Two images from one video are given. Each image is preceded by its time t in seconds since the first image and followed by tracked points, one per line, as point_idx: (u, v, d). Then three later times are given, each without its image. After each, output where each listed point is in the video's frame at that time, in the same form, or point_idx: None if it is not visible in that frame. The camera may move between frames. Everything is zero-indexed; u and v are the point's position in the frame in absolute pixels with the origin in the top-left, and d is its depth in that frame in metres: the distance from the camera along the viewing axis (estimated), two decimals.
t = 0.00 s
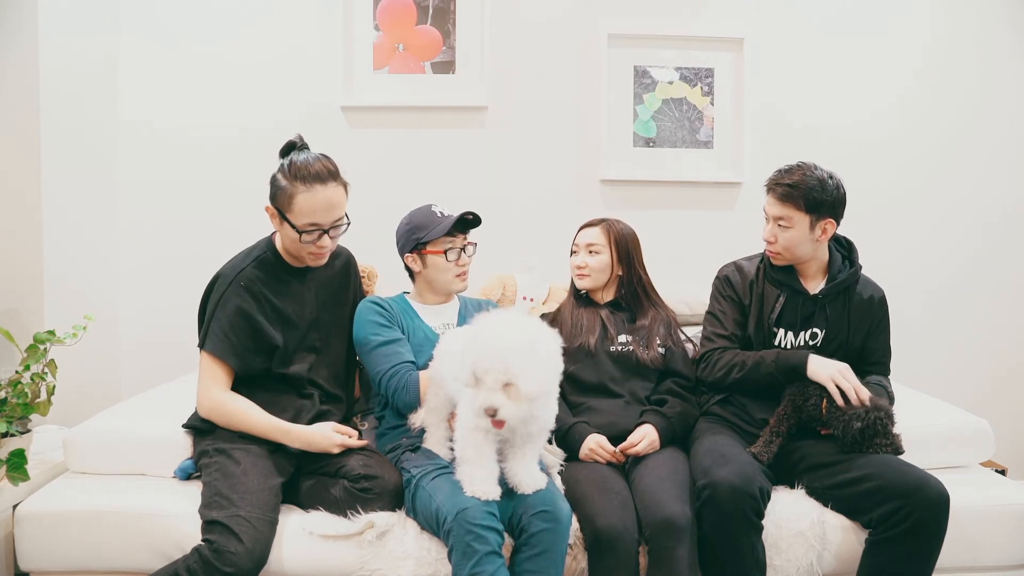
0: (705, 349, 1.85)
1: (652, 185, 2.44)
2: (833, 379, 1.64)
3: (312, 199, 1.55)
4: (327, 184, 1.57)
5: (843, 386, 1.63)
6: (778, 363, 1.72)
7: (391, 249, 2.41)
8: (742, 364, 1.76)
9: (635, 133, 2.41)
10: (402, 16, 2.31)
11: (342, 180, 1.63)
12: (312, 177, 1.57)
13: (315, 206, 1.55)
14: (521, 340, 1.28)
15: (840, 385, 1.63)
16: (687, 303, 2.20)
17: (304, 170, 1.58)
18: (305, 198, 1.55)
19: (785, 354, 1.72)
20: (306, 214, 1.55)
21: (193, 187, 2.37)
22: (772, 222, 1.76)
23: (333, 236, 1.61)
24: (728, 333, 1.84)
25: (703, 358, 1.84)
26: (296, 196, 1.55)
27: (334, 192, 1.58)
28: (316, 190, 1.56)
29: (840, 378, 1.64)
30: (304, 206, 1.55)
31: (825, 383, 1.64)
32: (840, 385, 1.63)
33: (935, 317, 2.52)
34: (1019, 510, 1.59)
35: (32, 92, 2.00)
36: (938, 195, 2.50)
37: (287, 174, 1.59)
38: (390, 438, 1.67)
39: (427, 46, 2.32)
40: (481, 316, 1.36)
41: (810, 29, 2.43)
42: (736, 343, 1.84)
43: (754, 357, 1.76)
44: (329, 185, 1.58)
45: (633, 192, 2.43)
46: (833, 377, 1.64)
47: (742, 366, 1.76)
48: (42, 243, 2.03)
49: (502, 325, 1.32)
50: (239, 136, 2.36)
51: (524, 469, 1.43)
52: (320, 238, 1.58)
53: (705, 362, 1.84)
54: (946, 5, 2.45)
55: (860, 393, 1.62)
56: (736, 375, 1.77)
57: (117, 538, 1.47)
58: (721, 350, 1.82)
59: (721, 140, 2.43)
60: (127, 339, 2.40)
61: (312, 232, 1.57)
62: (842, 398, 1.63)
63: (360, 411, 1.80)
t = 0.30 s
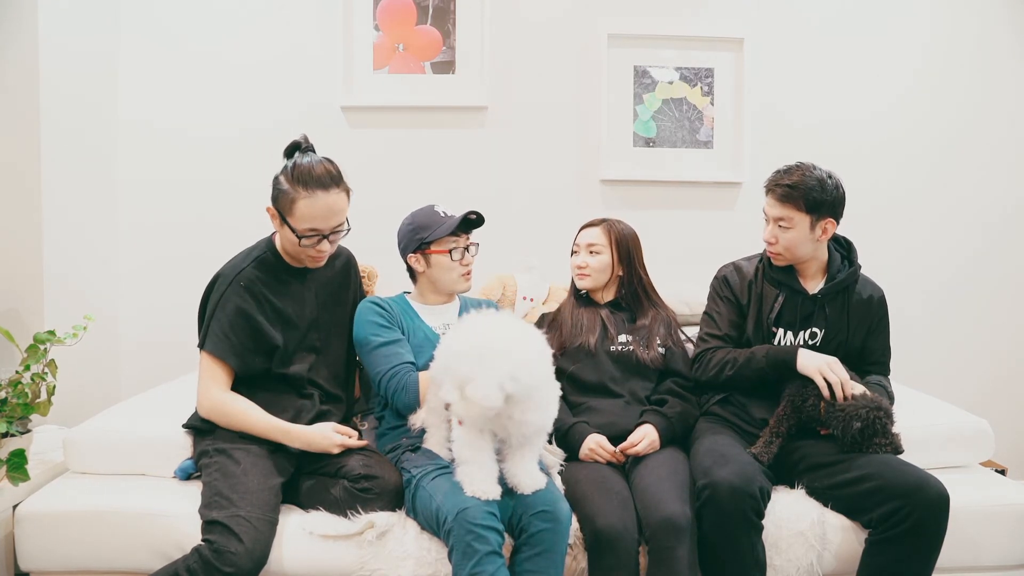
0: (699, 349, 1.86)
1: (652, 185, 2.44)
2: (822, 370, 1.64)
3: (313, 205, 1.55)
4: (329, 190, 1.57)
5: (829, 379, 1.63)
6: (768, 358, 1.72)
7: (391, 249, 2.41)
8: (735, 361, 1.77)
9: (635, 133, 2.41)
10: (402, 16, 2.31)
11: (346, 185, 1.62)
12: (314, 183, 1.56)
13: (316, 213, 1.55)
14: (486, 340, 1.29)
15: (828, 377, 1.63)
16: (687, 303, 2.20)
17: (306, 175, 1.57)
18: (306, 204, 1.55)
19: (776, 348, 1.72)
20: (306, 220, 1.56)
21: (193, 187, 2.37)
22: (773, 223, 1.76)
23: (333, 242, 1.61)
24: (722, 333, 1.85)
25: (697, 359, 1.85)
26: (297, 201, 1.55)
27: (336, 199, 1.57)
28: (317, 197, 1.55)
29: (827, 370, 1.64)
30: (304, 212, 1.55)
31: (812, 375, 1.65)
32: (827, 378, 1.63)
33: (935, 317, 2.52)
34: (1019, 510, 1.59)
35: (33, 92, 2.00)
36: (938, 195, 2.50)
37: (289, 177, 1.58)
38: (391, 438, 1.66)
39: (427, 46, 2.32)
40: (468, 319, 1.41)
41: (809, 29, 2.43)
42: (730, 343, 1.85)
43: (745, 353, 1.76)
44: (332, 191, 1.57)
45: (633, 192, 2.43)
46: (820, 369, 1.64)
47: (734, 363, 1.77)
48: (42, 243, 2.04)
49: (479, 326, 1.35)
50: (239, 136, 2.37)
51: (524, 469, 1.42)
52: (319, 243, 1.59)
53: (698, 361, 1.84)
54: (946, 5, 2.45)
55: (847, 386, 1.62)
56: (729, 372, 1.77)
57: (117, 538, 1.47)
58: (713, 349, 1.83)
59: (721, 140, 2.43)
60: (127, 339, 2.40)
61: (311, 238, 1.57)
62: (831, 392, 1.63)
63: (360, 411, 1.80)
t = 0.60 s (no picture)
0: (697, 349, 1.86)
1: (652, 185, 2.44)
2: (816, 366, 1.64)
3: (311, 212, 1.54)
4: (329, 199, 1.55)
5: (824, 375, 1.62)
6: (764, 355, 1.72)
7: (391, 249, 2.41)
8: (730, 360, 1.77)
9: (635, 133, 2.41)
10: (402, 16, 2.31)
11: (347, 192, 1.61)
12: (314, 189, 1.55)
13: (314, 220, 1.55)
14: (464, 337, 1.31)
15: (823, 372, 1.62)
16: (687, 303, 2.20)
17: (308, 181, 1.55)
18: (305, 210, 1.54)
19: (771, 346, 1.72)
20: (304, 227, 1.55)
21: (193, 187, 2.37)
22: (774, 225, 1.75)
23: (329, 248, 1.61)
24: (720, 333, 1.85)
25: (694, 359, 1.85)
26: (296, 207, 1.54)
27: (335, 207, 1.56)
28: (316, 204, 1.54)
29: (823, 365, 1.63)
30: (302, 218, 1.54)
31: (806, 371, 1.65)
32: (823, 373, 1.62)
33: (935, 317, 2.52)
34: (1019, 510, 1.59)
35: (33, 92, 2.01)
36: (938, 195, 2.50)
37: (290, 180, 1.56)
38: (390, 438, 1.66)
39: (427, 46, 2.32)
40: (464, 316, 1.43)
41: (810, 29, 2.43)
42: (727, 343, 1.85)
43: (741, 352, 1.76)
44: (331, 199, 1.56)
45: (633, 192, 2.44)
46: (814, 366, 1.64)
47: (730, 362, 1.77)
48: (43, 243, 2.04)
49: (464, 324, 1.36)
50: (239, 136, 2.36)
51: (524, 470, 1.43)
52: (315, 249, 1.58)
53: (695, 361, 1.85)
54: (946, 5, 2.45)
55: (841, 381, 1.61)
56: (725, 371, 1.77)
57: (117, 538, 1.47)
58: (710, 348, 1.83)
59: (721, 140, 2.43)
60: (127, 339, 2.40)
61: (307, 244, 1.57)
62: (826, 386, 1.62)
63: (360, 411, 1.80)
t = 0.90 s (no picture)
0: (704, 349, 1.86)
1: (652, 185, 2.44)
2: (828, 366, 1.63)
3: (315, 235, 1.54)
4: (333, 219, 1.54)
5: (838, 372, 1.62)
6: (773, 358, 1.71)
7: (391, 249, 2.41)
8: (738, 361, 1.76)
9: (635, 132, 2.41)
10: (402, 16, 2.31)
11: (353, 207, 1.59)
12: (319, 209, 1.52)
13: (316, 240, 1.55)
14: (459, 336, 1.32)
15: (836, 371, 1.61)
16: (687, 303, 2.20)
17: (312, 200, 1.52)
18: (308, 229, 1.54)
19: (780, 349, 1.71)
20: (306, 244, 1.56)
21: (193, 187, 2.37)
22: (774, 225, 1.75)
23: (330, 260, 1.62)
24: (727, 332, 1.85)
25: (702, 360, 1.85)
26: (300, 226, 1.54)
27: (339, 230, 1.55)
28: (320, 225, 1.53)
29: (834, 365, 1.63)
30: (305, 240, 1.54)
31: (820, 373, 1.63)
32: (837, 372, 1.61)
33: (935, 316, 2.52)
34: (1019, 511, 1.59)
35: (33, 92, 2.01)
36: (938, 195, 2.50)
37: (295, 195, 1.53)
38: (391, 438, 1.66)
39: (427, 46, 2.32)
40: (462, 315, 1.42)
41: (810, 29, 2.43)
42: (734, 343, 1.84)
43: (750, 354, 1.75)
44: (337, 222, 1.55)
45: (633, 192, 2.44)
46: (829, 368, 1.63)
47: (738, 364, 1.76)
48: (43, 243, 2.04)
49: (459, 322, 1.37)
50: (239, 136, 2.36)
51: (524, 470, 1.42)
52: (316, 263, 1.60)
53: (702, 363, 1.84)
54: (946, 6, 2.45)
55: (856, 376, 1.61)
56: (733, 372, 1.77)
57: (117, 538, 1.47)
58: (720, 348, 1.82)
59: (721, 140, 2.43)
60: (127, 339, 2.40)
61: (308, 259, 1.59)
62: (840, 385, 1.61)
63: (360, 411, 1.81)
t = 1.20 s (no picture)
0: (705, 349, 1.86)
1: (652, 185, 2.44)
2: (831, 381, 1.61)
3: (319, 242, 1.54)
4: (337, 227, 1.54)
5: (838, 390, 1.60)
6: (775, 369, 1.70)
7: (391, 249, 2.41)
8: (740, 367, 1.76)
9: (635, 132, 2.41)
10: (402, 16, 2.31)
11: (355, 213, 1.59)
12: (323, 216, 1.52)
13: (319, 247, 1.55)
14: (463, 342, 1.30)
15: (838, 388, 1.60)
16: (687, 303, 2.20)
17: (317, 208, 1.52)
18: (311, 237, 1.54)
19: (783, 357, 1.70)
20: (308, 251, 1.56)
21: (193, 187, 2.37)
22: (774, 224, 1.75)
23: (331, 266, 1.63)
24: (726, 333, 1.85)
25: (702, 360, 1.85)
26: (303, 234, 1.54)
27: (342, 237, 1.56)
28: (323, 233, 1.53)
29: (837, 380, 1.61)
30: (309, 247, 1.55)
31: (820, 388, 1.62)
32: (837, 388, 1.60)
33: (935, 316, 2.52)
34: (1019, 511, 1.59)
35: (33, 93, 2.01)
36: (938, 195, 2.50)
37: (299, 201, 1.53)
38: (390, 438, 1.66)
39: (427, 46, 2.32)
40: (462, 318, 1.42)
41: (810, 29, 2.43)
42: (735, 344, 1.84)
43: (751, 360, 1.75)
44: (341, 229, 1.55)
45: (633, 192, 2.44)
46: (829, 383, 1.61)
47: (740, 368, 1.76)
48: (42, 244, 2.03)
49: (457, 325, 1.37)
50: (239, 135, 2.36)
51: (524, 470, 1.42)
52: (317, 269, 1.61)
53: (702, 363, 1.84)
54: (947, 5, 2.45)
55: (857, 393, 1.60)
56: (734, 377, 1.77)
57: (117, 538, 1.47)
58: (720, 350, 1.82)
59: (721, 140, 2.43)
60: (127, 339, 2.40)
61: (310, 265, 1.59)
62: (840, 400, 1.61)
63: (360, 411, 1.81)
